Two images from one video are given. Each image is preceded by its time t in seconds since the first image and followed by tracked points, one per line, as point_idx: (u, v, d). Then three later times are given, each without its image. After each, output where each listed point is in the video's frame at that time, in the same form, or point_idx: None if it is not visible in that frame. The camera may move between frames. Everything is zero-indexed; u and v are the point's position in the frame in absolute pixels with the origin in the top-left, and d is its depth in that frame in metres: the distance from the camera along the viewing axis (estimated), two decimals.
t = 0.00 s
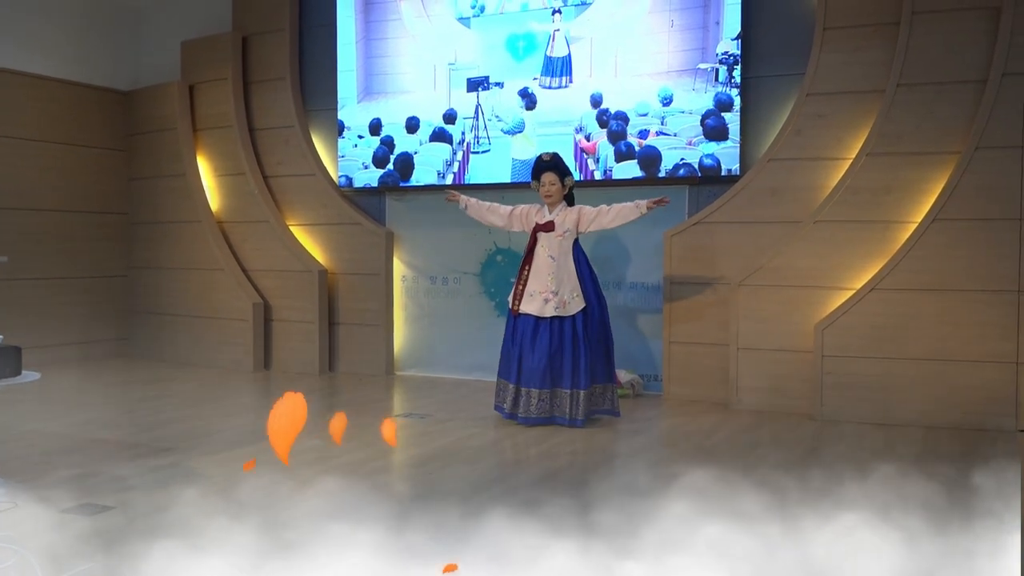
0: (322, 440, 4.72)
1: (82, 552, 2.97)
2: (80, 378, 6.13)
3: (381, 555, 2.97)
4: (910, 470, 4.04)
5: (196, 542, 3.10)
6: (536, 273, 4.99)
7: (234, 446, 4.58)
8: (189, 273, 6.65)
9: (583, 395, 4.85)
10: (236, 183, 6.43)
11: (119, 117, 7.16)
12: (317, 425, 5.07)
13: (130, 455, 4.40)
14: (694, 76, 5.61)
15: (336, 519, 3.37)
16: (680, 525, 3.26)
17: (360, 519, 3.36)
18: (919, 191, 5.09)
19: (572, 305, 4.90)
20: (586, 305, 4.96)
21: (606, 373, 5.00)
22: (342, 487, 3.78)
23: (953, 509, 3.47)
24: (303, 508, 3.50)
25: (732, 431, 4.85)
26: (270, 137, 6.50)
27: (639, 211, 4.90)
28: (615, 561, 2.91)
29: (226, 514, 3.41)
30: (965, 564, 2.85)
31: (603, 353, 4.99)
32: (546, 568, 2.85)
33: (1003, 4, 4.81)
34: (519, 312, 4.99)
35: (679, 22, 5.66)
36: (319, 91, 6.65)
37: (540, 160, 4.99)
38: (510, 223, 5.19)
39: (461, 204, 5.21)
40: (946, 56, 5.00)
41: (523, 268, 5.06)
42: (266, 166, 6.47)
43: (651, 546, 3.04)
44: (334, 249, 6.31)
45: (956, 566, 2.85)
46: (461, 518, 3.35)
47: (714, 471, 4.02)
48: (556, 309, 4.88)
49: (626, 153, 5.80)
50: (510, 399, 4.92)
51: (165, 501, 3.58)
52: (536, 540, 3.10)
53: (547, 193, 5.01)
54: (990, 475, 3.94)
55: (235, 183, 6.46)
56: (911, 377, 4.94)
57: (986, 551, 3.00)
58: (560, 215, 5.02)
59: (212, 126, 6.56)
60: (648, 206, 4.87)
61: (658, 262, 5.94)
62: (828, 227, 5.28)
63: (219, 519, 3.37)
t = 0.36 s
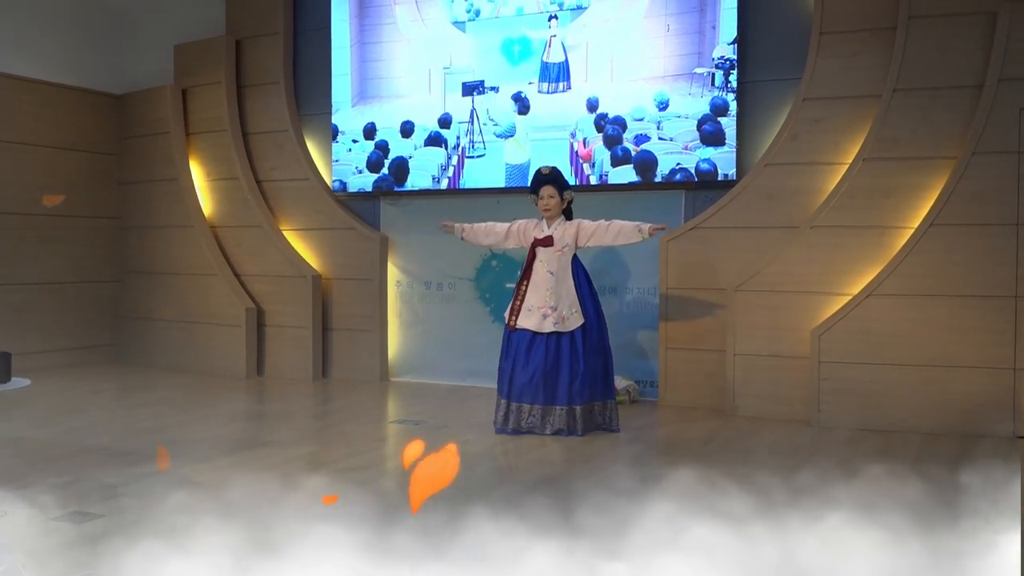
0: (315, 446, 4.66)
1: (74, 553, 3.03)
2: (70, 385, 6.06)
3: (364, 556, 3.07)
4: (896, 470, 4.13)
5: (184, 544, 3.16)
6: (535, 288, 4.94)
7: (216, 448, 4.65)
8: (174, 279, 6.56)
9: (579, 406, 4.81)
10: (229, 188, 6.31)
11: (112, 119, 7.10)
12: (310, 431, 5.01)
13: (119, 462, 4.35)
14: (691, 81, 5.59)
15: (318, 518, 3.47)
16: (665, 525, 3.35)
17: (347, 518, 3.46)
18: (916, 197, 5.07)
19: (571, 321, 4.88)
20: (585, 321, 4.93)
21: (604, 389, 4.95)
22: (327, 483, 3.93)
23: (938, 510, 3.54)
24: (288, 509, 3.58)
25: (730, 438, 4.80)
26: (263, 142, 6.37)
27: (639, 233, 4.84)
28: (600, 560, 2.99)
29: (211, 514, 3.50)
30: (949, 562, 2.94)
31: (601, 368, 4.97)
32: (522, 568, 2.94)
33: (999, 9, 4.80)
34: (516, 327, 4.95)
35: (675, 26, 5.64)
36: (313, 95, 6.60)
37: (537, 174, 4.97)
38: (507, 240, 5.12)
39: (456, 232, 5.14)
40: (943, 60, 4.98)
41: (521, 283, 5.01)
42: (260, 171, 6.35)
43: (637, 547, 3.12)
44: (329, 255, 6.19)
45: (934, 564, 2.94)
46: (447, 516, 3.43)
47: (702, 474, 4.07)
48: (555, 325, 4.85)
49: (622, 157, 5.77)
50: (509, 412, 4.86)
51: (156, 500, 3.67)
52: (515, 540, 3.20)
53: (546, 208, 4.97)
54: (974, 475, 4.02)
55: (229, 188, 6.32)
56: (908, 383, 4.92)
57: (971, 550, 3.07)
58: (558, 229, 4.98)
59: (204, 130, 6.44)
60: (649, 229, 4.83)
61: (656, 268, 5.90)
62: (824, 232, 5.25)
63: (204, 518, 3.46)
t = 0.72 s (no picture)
0: (296, 458, 4.36)
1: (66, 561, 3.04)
2: (40, 393, 5.74)
3: (348, 556, 3.10)
4: (884, 470, 4.12)
5: (174, 551, 3.16)
6: (532, 285, 4.65)
7: (200, 447, 4.62)
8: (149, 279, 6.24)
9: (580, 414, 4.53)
10: (206, 185, 5.98)
11: (85, 114, 6.80)
12: (291, 441, 4.70)
13: (93, 474, 4.08)
14: (692, 73, 5.33)
15: (302, 518, 3.51)
16: (653, 527, 3.35)
17: (333, 519, 3.47)
18: (929, 194, 4.81)
19: (571, 320, 4.60)
20: (584, 321, 4.68)
21: (606, 393, 4.70)
22: (316, 484, 3.93)
23: (927, 510, 3.55)
24: (274, 514, 3.57)
25: (736, 447, 4.54)
26: (242, 137, 6.02)
27: (637, 218, 4.55)
28: (583, 562, 3.01)
29: (199, 516, 3.53)
30: (937, 563, 2.95)
31: (603, 371, 4.70)
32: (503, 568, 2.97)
33: None
34: (512, 327, 4.64)
35: (676, 16, 5.38)
36: (294, 87, 6.24)
37: (530, 164, 4.65)
38: (499, 231, 4.84)
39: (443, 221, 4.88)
40: (956, 52, 4.72)
41: (517, 280, 4.71)
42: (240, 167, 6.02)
43: (624, 549, 3.12)
44: (312, 256, 5.87)
45: (915, 563, 2.98)
46: (434, 517, 3.44)
47: (688, 475, 4.04)
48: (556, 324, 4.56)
49: (621, 152, 5.49)
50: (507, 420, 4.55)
51: (145, 502, 3.70)
52: (499, 542, 3.22)
53: (540, 200, 4.69)
54: (964, 474, 4.01)
55: (207, 185, 5.99)
56: (922, 391, 4.64)
57: (959, 550, 3.08)
58: (555, 223, 4.68)
59: (180, 123, 6.08)
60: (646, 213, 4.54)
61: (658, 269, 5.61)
62: (832, 232, 4.99)
63: (192, 519, 3.49)
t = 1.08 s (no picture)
0: (277, 473, 4.01)
1: (45, 562, 2.97)
2: (8, 401, 5.38)
3: (330, 553, 3.01)
4: (872, 470, 4.03)
5: (156, 553, 3.06)
6: (523, 286, 4.27)
7: (180, 446, 4.51)
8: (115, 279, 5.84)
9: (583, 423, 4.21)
10: (185, 180, 5.64)
11: (53, 101, 6.08)
12: (272, 454, 4.35)
13: (62, 488, 3.78)
14: (702, 60, 5.00)
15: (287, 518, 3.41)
16: (640, 525, 3.27)
17: (318, 518, 3.39)
18: (954, 189, 4.48)
19: (567, 323, 4.25)
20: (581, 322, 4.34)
21: (607, 395, 4.41)
22: (303, 483, 3.87)
23: (915, 510, 3.46)
24: (260, 514, 3.47)
25: (751, 460, 4.22)
26: (222, 127, 5.69)
27: (634, 217, 4.17)
28: (566, 561, 2.92)
29: (182, 515, 3.46)
30: (931, 562, 2.85)
31: (603, 374, 4.40)
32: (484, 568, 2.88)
33: None
34: (503, 331, 4.26)
35: None
36: (277, 75, 5.88)
37: (524, 155, 4.30)
38: (486, 230, 4.43)
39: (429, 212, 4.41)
40: (983, 37, 4.40)
41: (507, 280, 4.33)
42: (220, 161, 5.69)
43: (609, 548, 3.04)
44: (297, 254, 5.54)
45: (902, 561, 2.91)
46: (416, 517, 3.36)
47: (674, 478, 3.91)
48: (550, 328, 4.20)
49: (627, 145, 5.18)
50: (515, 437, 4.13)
51: (131, 503, 3.61)
52: (480, 541, 3.13)
53: (530, 191, 4.29)
54: (950, 474, 3.92)
55: (185, 180, 5.65)
56: (948, 400, 4.31)
57: (945, 550, 3.02)
58: (548, 219, 4.30)
59: (158, 113, 5.73)
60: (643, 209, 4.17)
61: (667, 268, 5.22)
62: (850, 230, 4.66)
63: (178, 518, 3.42)
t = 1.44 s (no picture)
0: (261, 485, 3.66)
1: (27, 560, 2.82)
2: None
3: (318, 556, 2.85)
4: (861, 469, 3.88)
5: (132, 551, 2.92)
6: (496, 282, 3.84)
7: (164, 445, 4.33)
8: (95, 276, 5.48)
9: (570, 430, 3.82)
10: (167, 170, 5.30)
11: (28, 87, 5.71)
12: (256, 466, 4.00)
13: (25, 503, 3.44)
14: (722, 41, 4.65)
15: (278, 518, 3.24)
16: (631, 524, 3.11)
17: (307, 519, 3.22)
18: (993, 180, 4.13)
19: (541, 323, 3.80)
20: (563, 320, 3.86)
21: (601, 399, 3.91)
22: (289, 485, 3.65)
23: (904, 510, 3.31)
24: (247, 513, 3.30)
25: (777, 471, 3.87)
26: (208, 113, 5.34)
27: (628, 213, 3.78)
28: (552, 561, 2.78)
29: (170, 514, 3.29)
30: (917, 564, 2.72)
31: (591, 376, 3.90)
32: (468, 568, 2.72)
33: None
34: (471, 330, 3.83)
35: None
36: (268, 58, 5.54)
37: (509, 138, 3.89)
38: (463, 220, 4.00)
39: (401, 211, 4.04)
40: None
41: (479, 275, 3.91)
42: (205, 150, 5.35)
43: (598, 550, 2.88)
44: (286, 249, 5.20)
45: (890, 562, 2.77)
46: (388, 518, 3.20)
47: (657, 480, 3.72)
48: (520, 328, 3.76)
49: (640, 133, 4.82)
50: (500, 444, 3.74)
51: (123, 502, 3.44)
52: (460, 540, 2.98)
53: (512, 179, 3.85)
54: (940, 473, 3.75)
55: (167, 170, 5.31)
56: (989, 408, 3.96)
57: (934, 550, 2.88)
58: (528, 209, 3.87)
59: (139, 99, 5.38)
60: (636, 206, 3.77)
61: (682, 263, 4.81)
62: (880, 225, 4.30)
63: (166, 518, 3.25)
